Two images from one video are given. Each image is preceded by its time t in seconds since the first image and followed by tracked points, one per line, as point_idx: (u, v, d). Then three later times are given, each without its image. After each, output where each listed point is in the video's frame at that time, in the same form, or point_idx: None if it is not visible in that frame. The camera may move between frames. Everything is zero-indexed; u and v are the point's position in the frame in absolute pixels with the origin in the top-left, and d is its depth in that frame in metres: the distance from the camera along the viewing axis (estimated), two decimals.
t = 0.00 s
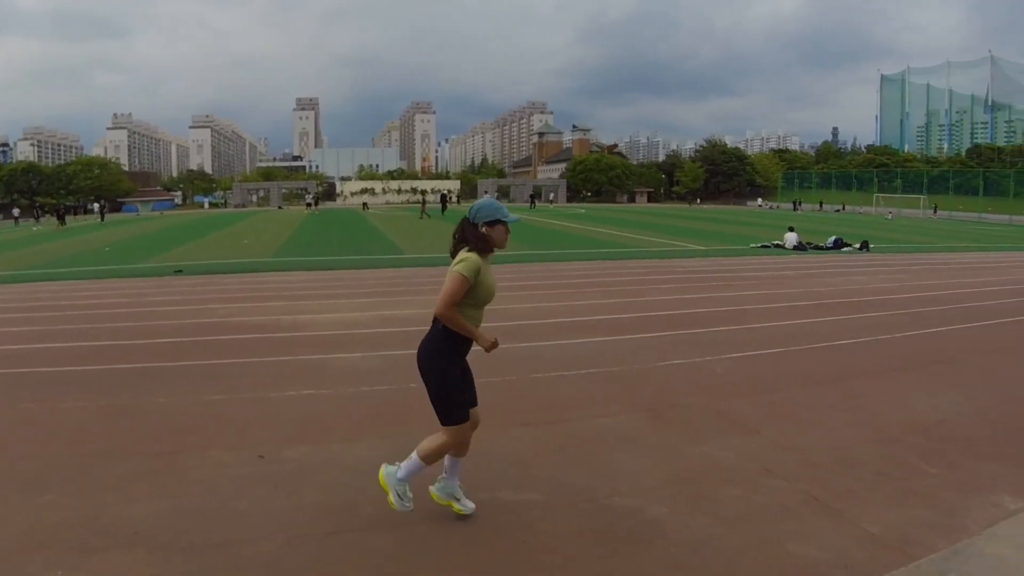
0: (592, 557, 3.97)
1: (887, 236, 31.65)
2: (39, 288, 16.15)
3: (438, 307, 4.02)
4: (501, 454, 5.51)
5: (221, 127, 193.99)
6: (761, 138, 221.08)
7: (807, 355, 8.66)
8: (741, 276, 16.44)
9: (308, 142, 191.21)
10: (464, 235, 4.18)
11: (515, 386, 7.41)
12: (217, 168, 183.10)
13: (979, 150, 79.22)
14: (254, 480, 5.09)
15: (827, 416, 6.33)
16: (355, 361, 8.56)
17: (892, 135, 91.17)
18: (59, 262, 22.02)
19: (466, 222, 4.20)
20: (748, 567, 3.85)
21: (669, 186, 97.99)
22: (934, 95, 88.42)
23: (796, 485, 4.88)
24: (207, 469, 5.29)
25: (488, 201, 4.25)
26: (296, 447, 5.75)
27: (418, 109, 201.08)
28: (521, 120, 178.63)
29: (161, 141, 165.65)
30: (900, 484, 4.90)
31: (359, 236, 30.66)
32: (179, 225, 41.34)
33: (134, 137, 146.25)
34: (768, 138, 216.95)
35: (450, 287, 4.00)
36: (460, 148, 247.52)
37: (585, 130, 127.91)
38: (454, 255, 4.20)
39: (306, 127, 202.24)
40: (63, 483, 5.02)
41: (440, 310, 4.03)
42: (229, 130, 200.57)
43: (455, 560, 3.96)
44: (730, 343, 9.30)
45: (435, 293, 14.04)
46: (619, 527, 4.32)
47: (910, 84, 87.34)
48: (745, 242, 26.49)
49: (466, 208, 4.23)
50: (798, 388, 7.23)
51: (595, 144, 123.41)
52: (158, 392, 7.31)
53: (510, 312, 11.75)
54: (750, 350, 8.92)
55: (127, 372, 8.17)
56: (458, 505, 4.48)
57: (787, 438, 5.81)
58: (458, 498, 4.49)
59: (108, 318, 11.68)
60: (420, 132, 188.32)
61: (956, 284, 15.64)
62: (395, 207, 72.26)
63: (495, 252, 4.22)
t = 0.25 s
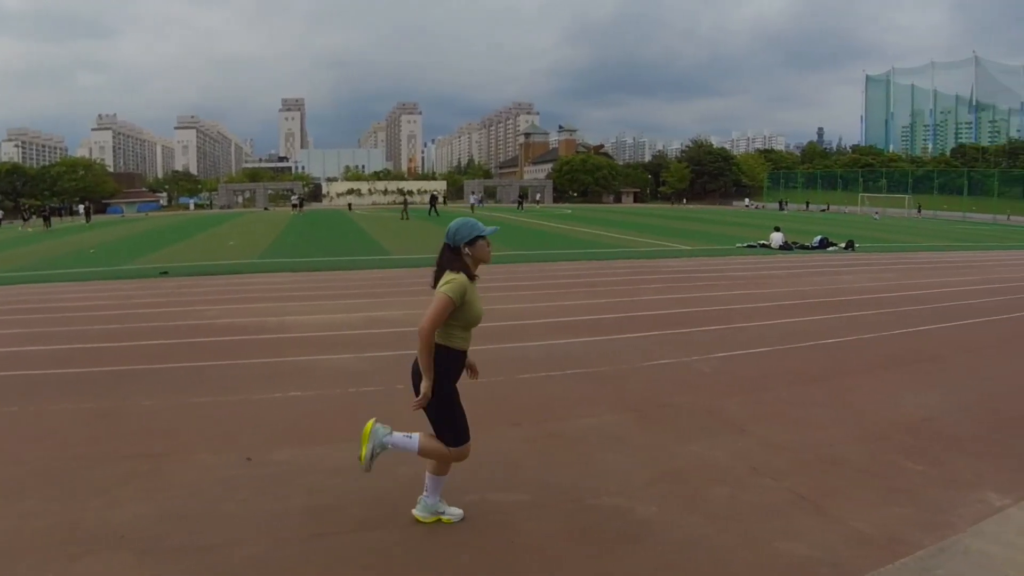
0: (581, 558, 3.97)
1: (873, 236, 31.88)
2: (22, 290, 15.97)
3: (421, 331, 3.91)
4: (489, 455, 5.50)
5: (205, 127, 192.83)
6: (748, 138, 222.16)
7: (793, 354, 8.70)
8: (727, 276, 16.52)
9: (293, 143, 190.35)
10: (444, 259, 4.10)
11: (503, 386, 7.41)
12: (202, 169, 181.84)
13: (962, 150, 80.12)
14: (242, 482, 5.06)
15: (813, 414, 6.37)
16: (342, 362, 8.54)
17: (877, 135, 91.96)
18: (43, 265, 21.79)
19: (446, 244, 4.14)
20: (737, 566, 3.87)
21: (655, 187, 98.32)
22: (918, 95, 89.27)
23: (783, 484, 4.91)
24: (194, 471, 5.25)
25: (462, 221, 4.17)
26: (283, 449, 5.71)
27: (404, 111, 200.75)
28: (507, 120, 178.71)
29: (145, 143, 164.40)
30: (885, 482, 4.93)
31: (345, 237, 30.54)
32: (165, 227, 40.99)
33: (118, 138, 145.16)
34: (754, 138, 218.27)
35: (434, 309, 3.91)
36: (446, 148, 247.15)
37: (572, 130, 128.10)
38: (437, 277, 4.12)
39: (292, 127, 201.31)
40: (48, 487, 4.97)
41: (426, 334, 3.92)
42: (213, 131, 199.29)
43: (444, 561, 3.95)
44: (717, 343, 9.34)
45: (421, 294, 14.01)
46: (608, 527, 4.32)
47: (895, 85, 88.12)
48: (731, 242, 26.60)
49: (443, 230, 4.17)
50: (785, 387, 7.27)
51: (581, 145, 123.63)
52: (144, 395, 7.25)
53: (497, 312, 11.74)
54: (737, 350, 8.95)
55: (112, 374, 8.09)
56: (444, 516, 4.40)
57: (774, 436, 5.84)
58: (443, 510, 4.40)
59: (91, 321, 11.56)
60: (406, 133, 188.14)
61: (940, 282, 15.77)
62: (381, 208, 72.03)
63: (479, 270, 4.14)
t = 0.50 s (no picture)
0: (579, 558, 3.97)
1: (869, 236, 31.93)
2: (17, 291, 15.94)
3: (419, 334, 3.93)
4: (487, 455, 5.50)
5: (201, 127, 192.51)
6: (744, 139, 222.40)
7: (791, 354, 8.72)
8: (723, 276, 16.54)
9: (289, 143, 190.05)
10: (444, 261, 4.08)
11: (500, 386, 7.41)
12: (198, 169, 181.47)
13: (957, 150, 80.34)
14: (239, 482, 5.05)
15: (809, 414, 6.39)
16: (339, 362, 8.53)
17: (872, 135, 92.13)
18: (39, 265, 21.75)
19: (446, 244, 4.11)
20: (736, 566, 3.87)
21: (651, 187, 98.34)
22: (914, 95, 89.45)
23: (782, 483, 4.91)
24: (191, 472, 5.24)
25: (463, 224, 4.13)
26: (280, 449, 5.71)
27: (401, 111, 200.55)
28: (504, 120, 178.72)
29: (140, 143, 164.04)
30: (883, 481, 4.95)
31: (342, 237, 30.51)
32: (161, 227, 40.90)
33: (114, 138, 144.80)
34: (750, 138, 218.69)
35: (432, 314, 3.90)
36: (443, 148, 247.02)
37: (568, 130, 128.23)
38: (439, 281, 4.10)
39: (288, 128, 201.02)
40: (45, 488, 4.95)
41: (424, 336, 3.93)
42: (209, 131, 198.96)
43: (443, 562, 3.95)
44: (714, 342, 9.36)
45: (418, 294, 14.00)
46: (606, 527, 4.33)
47: (891, 84, 88.28)
48: (727, 242, 26.64)
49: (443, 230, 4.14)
50: (782, 386, 7.28)
51: (578, 145, 123.64)
52: (140, 395, 7.24)
53: (494, 313, 11.74)
54: (734, 349, 8.96)
55: (110, 375, 8.08)
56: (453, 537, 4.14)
57: (771, 436, 5.85)
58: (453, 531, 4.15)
59: (88, 321, 11.53)
60: (402, 133, 188.06)
61: (936, 283, 15.80)
62: (378, 208, 71.98)
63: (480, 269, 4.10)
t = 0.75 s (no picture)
0: (582, 556, 3.97)
1: (874, 234, 31.82)
2: (23, 289, 15.99)
3: (436, 320, 3.88)
4: (489, 453, 5.51)
5: (205, 126, 192.85)
6: (749, 137, 221.86)
7: (795, 353, 8.71)
8: (727, 274, 16.52)
9: (293, 141, 190.21)
10: (452, 246, 4.07)
11: (503, 384, 7.41)
12: (202, 167, 181.75)
13: (963, 149, 80.10)
14: (243, 480, 5.07)
15: (812, 413, 6.38)
16: (342, 361, 8.54)
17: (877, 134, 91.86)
18: (43, 263, 21.81)
19: (451, 228, 4.11)
20: (738, 564, 3.87)
21: (655, 185, 98.21)
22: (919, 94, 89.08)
23: (784, 482, 4.90)
24: (195, 470, 5.25)
25: (468, 208, 4.12)
26: (284, 447, 5.72)
27: (405, 109, 200.58)
28: (507, 119, 178.63)
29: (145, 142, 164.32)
30: (886, 480, 4.94)
31: (346, 235, 30.57)
32: (166, 225, 40.98)
33: (118, 137, 145.17)
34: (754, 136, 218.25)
35: (449, 299, 3.86)
36: (447, 147, 246.98)
37: (572, 128, 128.12)
38: (445, 266, 4.08)
39: (292, 126, 201.17)
40: (49, 486, 4.97)
41: (439, 320, 3.90)
42: (213, 130, 199.26)
43: (445, 560, 3.96)
44: (718, 341, 9.35)
45: (421, 293, 14.01)
46: (608, 525, 4.33)
47: (896, 82, 87.97)
48: (731, 240, 26.59)
49: (448, 213, 4.13)
50: (786, 385, 7.27)
51: (581, 143, 123.52)
52: (144, 394, 7.26)
53: (498, 311, 11.74)
54: (737, 348, 8.95)
55: (114, 373, 8.11)
56: (457, 532, 4.17)
57: (774, 434, 5.84)
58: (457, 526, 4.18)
59: (92, 319, 11.57)
60: (406, 132, 188.16)
61: (941, 281, 15.75)
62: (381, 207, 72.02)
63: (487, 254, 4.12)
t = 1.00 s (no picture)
0: (584, 555, 3.97)
1: (880, 232, 31.74)
2: (29, 287, 16.05)
3: (438, 334, 3.87)
4: (493, 451, 5.51)
5: (211, 124, 193.23)
6: (754, 134, 221.36)
7: (800, 351, 8.68)
8: (732, 273, 16.48)
9: (298, 139, 190.46)
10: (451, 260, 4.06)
11: (508, 383, 7.41)
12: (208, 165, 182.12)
13: (969, 146, 79.82)
14: (247, 478, 5.08)
15: (817, 411, 6.36)
16: (347, 359, 8.55)
17: (883, 131, 91.55)
18: (49, 261, 21.88)
19: (452, 242, 4.10)
20: (741, 564, 3.86)
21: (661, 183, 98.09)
22: (925, 92, 88.82)
23: (788, 481, 4.89)
24: (199, 468, 5.27)
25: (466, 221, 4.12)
26: (288, 445, 5.73)
27: (410, 107, 200.65)
28: (512, 117, 178.55)
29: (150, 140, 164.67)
30: (890, 479, 4.92)
31: (350, 234, 30.59)
32: (171, 223, 41.05)
33: (124, 135, 145.56)
34: (760, 134, 217.73)
35: (450, 312, 3.85)
36: (451, 145, 247.01)
37: (576, 126, 128.01)
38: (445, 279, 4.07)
39: (297, 124, 201.44)
40: (54, 484, 4.99)
41: (442, 336, 3.88)
42: (219, 128, 199.65)
43: (448, 558, 3.96)
44: (723, 340, 9.33)
45: (426, 291, 14.02)
46: (612, 524, 4.32)
47: (902, 80, 87.64)
48: (737, 238, 26.52)
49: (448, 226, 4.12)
50: (791, 384, 7.25)
51: (586, 141, 123.39)
52: (150, 391, 7.28)
53: (502, 309, 11.73)
54: (742, 346, 8.93)
55: (120, 371, 8.13)
56: (460, 521, 4.31)
57: (779, 433, 5.83)
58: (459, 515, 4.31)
59: (98, 317, 11.60)
60: (410, 129, 188.27)
61: (947, 280, 15.69)
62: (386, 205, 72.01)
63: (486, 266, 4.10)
